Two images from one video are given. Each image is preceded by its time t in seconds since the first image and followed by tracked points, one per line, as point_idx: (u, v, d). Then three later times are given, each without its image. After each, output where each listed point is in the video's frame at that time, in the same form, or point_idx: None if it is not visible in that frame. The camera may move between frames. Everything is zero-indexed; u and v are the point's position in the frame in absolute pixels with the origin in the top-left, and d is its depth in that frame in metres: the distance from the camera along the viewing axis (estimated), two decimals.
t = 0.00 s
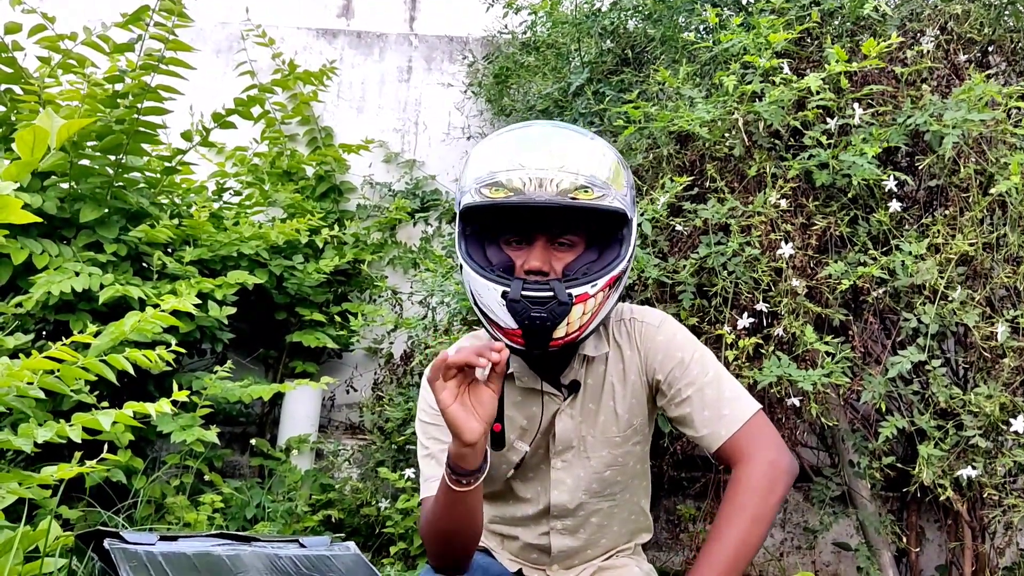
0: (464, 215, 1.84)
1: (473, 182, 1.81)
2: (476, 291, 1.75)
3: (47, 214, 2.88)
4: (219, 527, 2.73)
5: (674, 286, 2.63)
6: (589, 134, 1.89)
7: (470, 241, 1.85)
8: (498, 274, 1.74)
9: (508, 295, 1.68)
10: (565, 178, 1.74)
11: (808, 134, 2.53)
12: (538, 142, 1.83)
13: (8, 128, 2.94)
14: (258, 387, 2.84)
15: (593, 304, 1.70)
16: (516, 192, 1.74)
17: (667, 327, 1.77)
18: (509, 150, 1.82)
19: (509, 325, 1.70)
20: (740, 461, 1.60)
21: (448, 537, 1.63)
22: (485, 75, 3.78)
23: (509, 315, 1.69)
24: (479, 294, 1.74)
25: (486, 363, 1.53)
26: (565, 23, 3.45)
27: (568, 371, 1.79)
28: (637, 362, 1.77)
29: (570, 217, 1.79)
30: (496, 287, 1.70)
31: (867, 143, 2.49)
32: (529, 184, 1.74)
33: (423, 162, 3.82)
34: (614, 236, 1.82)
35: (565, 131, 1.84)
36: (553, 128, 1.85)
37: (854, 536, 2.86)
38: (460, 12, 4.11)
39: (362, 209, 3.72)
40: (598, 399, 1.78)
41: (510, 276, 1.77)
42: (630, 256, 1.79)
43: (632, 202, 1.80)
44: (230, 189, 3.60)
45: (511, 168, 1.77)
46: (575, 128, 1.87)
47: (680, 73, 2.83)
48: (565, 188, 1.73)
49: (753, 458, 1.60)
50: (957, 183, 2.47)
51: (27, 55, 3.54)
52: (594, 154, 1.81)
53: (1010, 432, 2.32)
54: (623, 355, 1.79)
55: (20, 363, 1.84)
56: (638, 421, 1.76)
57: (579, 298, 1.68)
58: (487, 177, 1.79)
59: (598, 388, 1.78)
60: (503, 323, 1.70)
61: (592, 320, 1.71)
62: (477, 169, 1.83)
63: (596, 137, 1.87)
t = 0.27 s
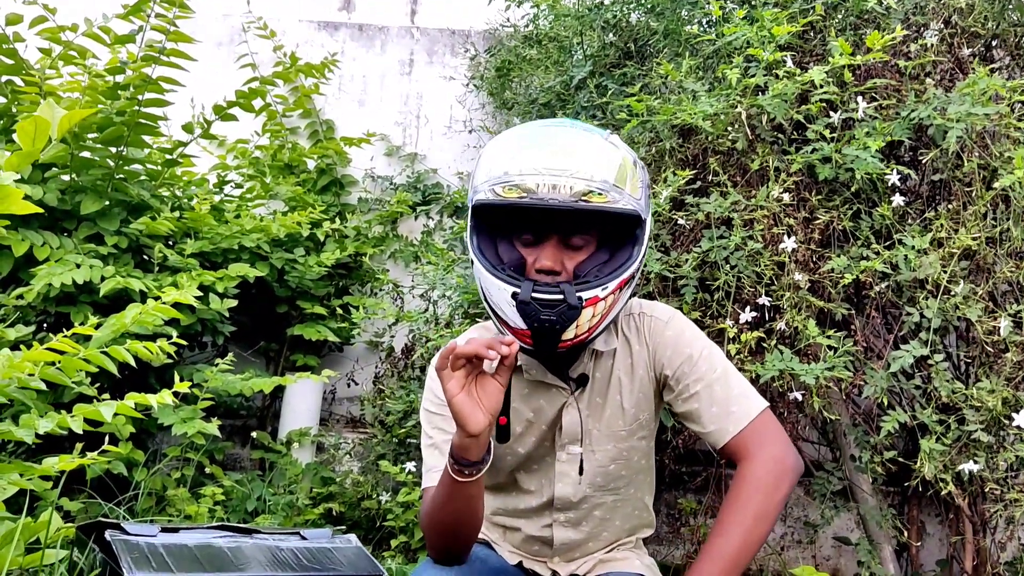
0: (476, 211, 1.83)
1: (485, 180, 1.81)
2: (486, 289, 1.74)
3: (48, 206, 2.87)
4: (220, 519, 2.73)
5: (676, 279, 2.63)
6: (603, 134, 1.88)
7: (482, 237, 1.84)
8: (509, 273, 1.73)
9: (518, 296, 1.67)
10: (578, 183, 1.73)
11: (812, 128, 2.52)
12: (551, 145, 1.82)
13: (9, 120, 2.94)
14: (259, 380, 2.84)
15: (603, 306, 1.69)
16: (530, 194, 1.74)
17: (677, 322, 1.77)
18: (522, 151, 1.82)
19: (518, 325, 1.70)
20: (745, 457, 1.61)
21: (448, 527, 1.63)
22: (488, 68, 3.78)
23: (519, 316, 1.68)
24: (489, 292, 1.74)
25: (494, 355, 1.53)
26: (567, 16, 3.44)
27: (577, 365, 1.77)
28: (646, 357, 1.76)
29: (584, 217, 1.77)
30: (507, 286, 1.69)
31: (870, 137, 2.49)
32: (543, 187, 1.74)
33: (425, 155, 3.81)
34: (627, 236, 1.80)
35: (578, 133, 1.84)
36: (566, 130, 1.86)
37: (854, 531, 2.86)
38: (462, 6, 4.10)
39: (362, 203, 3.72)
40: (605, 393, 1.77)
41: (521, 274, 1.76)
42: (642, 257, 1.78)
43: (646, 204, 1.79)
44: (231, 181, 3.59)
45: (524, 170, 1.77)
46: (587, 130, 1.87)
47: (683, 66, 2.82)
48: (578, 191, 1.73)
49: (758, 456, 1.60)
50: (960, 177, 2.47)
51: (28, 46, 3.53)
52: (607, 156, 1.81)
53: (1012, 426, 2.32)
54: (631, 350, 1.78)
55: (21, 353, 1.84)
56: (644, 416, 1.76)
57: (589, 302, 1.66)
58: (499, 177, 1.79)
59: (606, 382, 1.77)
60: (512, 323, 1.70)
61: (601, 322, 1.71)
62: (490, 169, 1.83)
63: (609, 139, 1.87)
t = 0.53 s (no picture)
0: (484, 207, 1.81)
1: (494, 177, 1.78)
2: (497, 284, 1.72)
3: (48, 202, 2.88)
4: (220, 515, 2.73)
5: (677, 276, 2.63)
6: (609, 129, 1.87)
7: (491, 232, 1.82)
8: (520, 269, 1.72)
9: (531, 291, 1.66)
10: (589, 179, 1.73)
11: (812, 125, 2.52)
12: (559, 140, 1.80)
13: (10, 116, 2.94)
14: (259, 376, 2.85)
15: (615, 300, 1.69)
16: (541, 190, 1.72)
17: (682, 319, 1.77)
18: (531, 147, 1.80)
19: (530, 320, 1.68)
20: (743, 456, 1.62)
21: (440, 532, 1.65)
22: (489, 64, 3.78)
23: (531, 310, 1.67)
24: (500, 287, 1.72)
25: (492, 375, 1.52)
26: (568, 12, 3.44)
27: (583, 358, 1.78)
28: (651, 352, 1.76)
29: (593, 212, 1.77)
30: (519, 281, 1.68)
31: (871, 134, 2.49)
32: (554, 183, 1.72)
33: (425, 152, 3.81)
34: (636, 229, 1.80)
35: (585, 128, 1.83)
36: (573, 125, 1.84)
37: (853, 527, 2.87)
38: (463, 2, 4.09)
39: (363, 199, 3.72)
40: (609, 388, 1.77)
41: (531, 270, 1.75)
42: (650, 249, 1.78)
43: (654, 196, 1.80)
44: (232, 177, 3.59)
45: (534, 166, 1.76)
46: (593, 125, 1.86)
47: (684, 63, 2.82)
48: (589, 187, 1.72)
49: (757, 455, 1.60)
50: (961, 174, 2.47)
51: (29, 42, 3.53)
52: (614, 150, 1.80)
53: (1012, 424, 2.32)
54: (636, 345, 1.79)
55: (22, 349, 1.84)
56: (649, 410, 1.76)
57: (601, 295, 1.66)
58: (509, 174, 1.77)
59: (610, 376, 1.78)
60: (525, 318, 1.68)
61: (612, 316, 1.70)
62: (497, 165, 1.80)
63: (615, 132, 1.86)
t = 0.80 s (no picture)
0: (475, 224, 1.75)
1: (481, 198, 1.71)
2: (498, 300, 1.68)
3: (48, 199, 2.88)
4: (219, 513, 2.73)
5: (676, 275, 2.63)
6: (592, 129, 1.79)
7: (486, 248, 1.77)
8: (519, 280, 1.67)
9: (533, 303, 1.60)
10: (579, 188, 1.66)
11: (812, 124, 2.52)
12: (540, 149, 1.73)
13: (9, 113, 2.93)
14: (258, 374, 2.85)
15: (615, 301, 1.65)
16: (531, 205, 1.66)
17: (684, 323, 1.75)
18: (515, 160, 1.72)
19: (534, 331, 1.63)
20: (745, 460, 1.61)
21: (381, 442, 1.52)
22: (489, 63, 3.78)
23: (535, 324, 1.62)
24: (501, 302, 1.67)
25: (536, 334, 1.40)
26: (568, 11, 3.44)
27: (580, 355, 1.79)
28: (652, 356, 1.76)
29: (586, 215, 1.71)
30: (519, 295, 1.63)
31: (870, 133, 2.49)
32: (543, 195, 1.66)
33: (425, 150, 3.81)
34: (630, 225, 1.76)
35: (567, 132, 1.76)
36: (554, 129, 1.77)
37: (852, 526, 2.87)
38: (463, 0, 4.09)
39: (362, 197, 3.72)
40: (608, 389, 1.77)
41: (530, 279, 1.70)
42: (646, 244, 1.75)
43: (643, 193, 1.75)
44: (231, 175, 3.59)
45: (522, 180, 1.69)
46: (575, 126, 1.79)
47: (684, 61, 2.82)
48: (580, 195, 1.66)
49: (758, 459, 1.60)
50: (960, 174, 2.47)
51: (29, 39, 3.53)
52: (600, 152, 1.74)
53: (1011, 423, 2.32)
54: (637, 348, 1.78)
55: (21, 347, 1.84)
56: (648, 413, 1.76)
57: (603, 299, 1.62)
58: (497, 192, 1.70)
59: (609, 377, 1.78)
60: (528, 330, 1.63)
61: (614, 316, 1.67)
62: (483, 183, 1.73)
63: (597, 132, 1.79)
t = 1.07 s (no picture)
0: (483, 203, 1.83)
1: (490, 175, 1.78)
2: (497, 276, 1.74)
3: (48, 199, 2.88)
4: (219, 513, 2.74)
5: (676, 275, 2.63)
6: (608, 123, 1.85)
7: (491, 227, 1.83)
8: (518, 261, 1.74)
9: (528, 283, 1.67)
10: (580, 173, 1.71)
11: (812, 124, 2.52)
12: (553, 134, 1.79)
13: (9, 112, 2.93)
14: (258, 374, 2.85)
15: (611, 289, 1.71)
16: (535, 186, 1.72)
17: (692, 323, 1.77)
18: (525, 142, 1.78)
19: (528, 310, 1.70)
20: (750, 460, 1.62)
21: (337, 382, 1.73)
22: (489, 63, 3.79)
23: (529, 302, 1.68)
24: (499, 279, 1.74)
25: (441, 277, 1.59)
26: (568, 11, 3.43)
27: (579, 345, 1.82)
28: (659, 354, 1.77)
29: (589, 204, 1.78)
30: (516, 273, 1.70)
31: (871, 133, 2.49)
32: (546, 178, 1.71)
33: (425, 150, 3.81)
34: (633, 218, 1.82)
35: (580, 120, 1.82)
36: (568, 117, 1.83)
37: (852, 527, 2.87)
38: None
39: (363, 197, 3.72)
40: (610, 382, 1.79)
41: (530, 262, 1.77)
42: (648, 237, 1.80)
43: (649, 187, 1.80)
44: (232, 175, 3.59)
45: (528, 162, 1.74)
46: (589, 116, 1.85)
47: (685, 62, 2.82)
48: (582, 180, 1.71)
49: (764, 459, 1.60)
50: (961, 174, 2.47)
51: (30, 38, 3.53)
52: (610, 142, 1.79)
53: (1010, 424, 2.32)
54: (643, 344, 1.80)
55: (21, 346, 1.84)
56: (651, 408, 1.77)
57: (596, 285, 1.68)
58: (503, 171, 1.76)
59: (611, 370, 1.80)
60: (522, 308, 1.70)
61: (610, 304, 1.72)
62: (492, 163, 1.79)
63: (611, 124, 1.84)
